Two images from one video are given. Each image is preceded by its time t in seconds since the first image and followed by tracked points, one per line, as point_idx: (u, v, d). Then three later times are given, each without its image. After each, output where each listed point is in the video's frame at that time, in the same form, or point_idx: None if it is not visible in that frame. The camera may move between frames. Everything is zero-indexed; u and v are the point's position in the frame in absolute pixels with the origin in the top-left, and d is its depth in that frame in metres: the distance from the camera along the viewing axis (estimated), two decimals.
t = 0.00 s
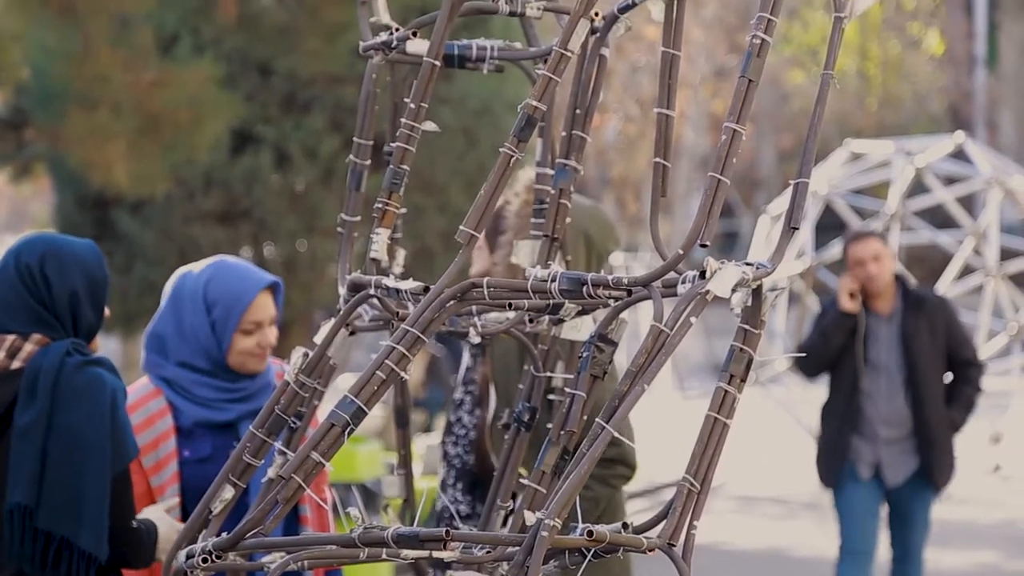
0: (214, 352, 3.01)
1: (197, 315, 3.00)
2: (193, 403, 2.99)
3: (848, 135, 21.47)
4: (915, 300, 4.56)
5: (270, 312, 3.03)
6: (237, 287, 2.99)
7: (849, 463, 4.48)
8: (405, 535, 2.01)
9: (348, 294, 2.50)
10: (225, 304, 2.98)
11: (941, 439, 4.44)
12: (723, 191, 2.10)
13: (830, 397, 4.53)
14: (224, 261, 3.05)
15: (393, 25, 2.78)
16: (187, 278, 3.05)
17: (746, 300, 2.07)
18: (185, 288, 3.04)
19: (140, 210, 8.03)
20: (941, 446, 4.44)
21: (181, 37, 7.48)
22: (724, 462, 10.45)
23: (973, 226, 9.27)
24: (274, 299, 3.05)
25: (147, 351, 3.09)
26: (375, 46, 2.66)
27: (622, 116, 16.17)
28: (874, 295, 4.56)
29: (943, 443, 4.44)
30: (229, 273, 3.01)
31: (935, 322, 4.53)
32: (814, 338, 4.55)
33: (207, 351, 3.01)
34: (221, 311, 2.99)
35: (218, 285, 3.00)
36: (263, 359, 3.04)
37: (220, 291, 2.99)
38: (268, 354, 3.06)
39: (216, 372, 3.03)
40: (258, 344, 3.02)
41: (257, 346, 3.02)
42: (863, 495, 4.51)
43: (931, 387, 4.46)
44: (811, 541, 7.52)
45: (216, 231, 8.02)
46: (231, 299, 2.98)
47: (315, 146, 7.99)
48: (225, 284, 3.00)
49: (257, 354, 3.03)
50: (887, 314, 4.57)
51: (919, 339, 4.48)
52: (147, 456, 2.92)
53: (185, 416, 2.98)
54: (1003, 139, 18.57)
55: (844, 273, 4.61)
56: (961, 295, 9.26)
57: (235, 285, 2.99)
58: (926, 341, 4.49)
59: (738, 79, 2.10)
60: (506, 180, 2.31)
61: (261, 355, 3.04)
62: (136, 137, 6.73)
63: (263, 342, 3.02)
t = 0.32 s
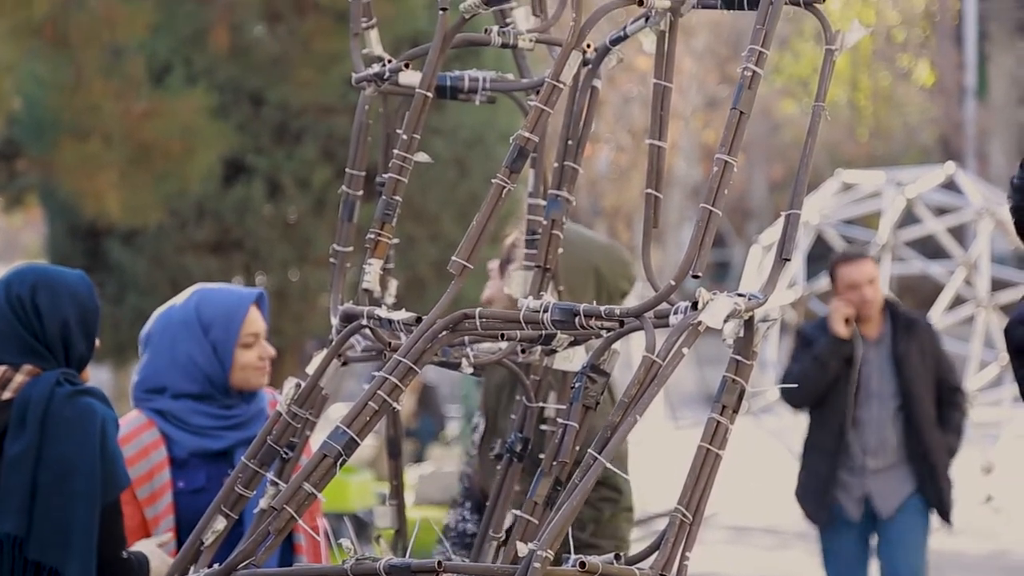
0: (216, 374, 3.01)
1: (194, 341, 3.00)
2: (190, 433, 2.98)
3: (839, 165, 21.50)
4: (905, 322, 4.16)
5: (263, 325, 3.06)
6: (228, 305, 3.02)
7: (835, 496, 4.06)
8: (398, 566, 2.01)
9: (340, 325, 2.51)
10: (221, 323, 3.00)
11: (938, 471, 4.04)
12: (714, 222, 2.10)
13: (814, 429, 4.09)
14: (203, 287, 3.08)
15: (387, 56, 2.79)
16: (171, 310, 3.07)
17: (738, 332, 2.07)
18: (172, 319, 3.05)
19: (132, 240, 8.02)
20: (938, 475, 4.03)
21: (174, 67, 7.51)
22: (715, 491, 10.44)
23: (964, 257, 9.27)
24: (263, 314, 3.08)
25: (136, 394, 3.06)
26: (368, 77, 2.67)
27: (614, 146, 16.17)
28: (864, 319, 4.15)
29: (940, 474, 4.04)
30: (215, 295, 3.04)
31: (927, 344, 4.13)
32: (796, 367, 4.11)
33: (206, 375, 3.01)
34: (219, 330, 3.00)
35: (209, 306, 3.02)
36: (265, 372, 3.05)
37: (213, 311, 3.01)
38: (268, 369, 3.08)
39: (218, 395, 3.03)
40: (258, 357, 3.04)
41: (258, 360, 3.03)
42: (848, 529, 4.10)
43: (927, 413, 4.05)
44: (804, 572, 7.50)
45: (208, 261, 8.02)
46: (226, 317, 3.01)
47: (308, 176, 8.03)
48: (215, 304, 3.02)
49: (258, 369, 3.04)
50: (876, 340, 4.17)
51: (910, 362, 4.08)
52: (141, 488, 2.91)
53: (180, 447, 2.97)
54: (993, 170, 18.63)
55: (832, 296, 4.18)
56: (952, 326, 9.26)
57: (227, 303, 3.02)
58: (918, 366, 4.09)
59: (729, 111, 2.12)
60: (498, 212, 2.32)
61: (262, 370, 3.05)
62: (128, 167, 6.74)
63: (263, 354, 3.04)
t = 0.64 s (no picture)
0: (222, 395, 3.01)
1: (202, 363, 3.00)
2: (190, 458, 2.97)
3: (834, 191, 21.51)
4: (931, 354, 3.71)
5: (266, 346, 3.08)
6: (235, 325, 3.04)
7: (847, 539, 3.59)
8: None
9: (336, 350, 2.51)
10: (230, 343, 3.01)
11: (961, 517, 3.58)
12: (710, 248, 2.11)
13: (825, 465, 3.65)
14: (206, 310, 3.09)
15: (383, 82, 2.81)
16: (174, 331, 3.05)
17: (733, 357, 2.07)
18: (176, 341, 3.03)
19: (127, 265, 8.02)
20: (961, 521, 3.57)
21: (169, 93, 7.53)
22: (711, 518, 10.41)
23: (959, 282, 9.25)
24: (265, 336, 3.10)
25: (135, 418, 3.04)
26: (364, 103, 2.68)
27: (609, 171, 16.14)
28: (886, 345, 3.70)
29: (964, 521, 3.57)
30: (222, 315, 3.05)
31: (951, 381, 3.69)
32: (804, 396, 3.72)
33: (212, 397, 3.01)
34: (229, 351, 3.01)
35: (218, 326, 3.03)
36: (268, 395, 3.07)
37: (222, 331, 3.02)
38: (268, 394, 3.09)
39: (221, 419, 3.03)
40: (264, 378, 3.05)
41: (263, 381, 3.05)
42: None
43: (949, 454, 3.60)
44: None
45: (204, 287, 8.02)
46: (235, 337, 3.02)
47: (303, 202, 8.08)
48: (223, 324, 3.03)
49: (263, 391, 3.06)
50: (898, 369, 3.71)
51: (934, 397, 3.64)
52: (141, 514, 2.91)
53: (180, 472, 2.96)
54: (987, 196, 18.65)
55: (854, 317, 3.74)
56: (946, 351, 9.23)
57: (235, 323, 3.03)
58: (942, 403, 3.64)
59: (725, 138, 2.12)
60: (494, 236, 2.32)
61: (264, 393, 3.06)
62: (123, 193, 6.75)
63: (268, 376, 3.06)
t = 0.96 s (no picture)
0: (225, 411, 3.01)
1: (207, 378, 3.00)
2: (188, 474, 2.97)
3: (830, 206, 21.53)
4: (940, 369, 3.38)
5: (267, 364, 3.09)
6: (241, 341, 3.04)
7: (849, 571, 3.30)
8: None
9: (330, 365, 2.50)
10: (237, 359, 3.02)
11: (979, 545, 3.22)
12: (704, 264, 2.11)
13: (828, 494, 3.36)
14: (210, 324, 3.09)
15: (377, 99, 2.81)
16: (179, 345, 3.04)
17: (729, 372, 2.08)
18: (180, 354, 3.02)
19: (123, 281, 8.01)
20: (978, 551, 3.22)
21: (165, 110, 7.54)
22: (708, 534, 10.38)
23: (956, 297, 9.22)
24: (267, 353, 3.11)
25: (132, 433, 3.02)
26: (358, 119, 2.68)
27: (605, 186, 16.14)
28: (886, 361, 3.41)
29: (983, 549, 3.22)
30: (228, 330, 3.05)
31: (963, 396, 3.33)
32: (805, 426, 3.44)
33: (215, 412, 3.00)
34: (235, 366, 3.02)
35: (224, 341, 3.02)
36: (267, 413, 3.07)
37: (228, 346, 3.02)
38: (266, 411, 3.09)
39: (221, 434, 3.03)
40: (265, 396, 3.06)
41: (265, 399, 3.06)
42: None
43: (962, 478, 3.26)
44: None
45: (200, 302, 8.01)
46: (241, 353, 3.03)
47: (299, 218, 8.11)
48: (228, 340, 3.03)
49: (263, 408, 3.06)
50: (903, 389, 3.39)
51: (943, 416, 3.30)
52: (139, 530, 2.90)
53: (178, 488, 2.95)
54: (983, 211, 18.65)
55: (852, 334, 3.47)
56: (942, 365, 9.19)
57: (241, 339, 3.04)
58: (952, 422, 3.30)
59: (719, 153, 2.13)
60: (488, 252, 2.32)
61: (264, 410, 3.07)
62: (119, 210, 6.74)
63: (269, 394, 3.07)
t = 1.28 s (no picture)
0: (226, 426, 3.01)
1: (209, 393, 2.99)
2: (185, 490, 2.97)
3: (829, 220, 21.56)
4: (962, 369, 3.04)
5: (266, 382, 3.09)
6: (244, 357, 3.05)
7: None
8: None
9: (329, 380, 2.49)
10: (240, 375, 3.02)
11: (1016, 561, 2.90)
12: (702, 280, 2.11)
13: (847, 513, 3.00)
14: (213, 340, 3.09)
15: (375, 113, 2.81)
16: (180, 359, 3.04)
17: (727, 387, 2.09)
18: (182, 369, 3.03)
19: (121, 296, 7.99)
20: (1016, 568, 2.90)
21: (164, 124, 7.54)
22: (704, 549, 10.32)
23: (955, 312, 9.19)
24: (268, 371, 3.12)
25: (129, 448, 3.02)
26: (357, 134, 2.68)
27: (604, 201, 16.15)
28: (905, 363, 3.06)
29: (1018, 567, 2.90)
30: (232, 347, 3.06)
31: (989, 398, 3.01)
32: (815, 439, 3.10)
33: (215, 427, 3.00)
34: (238, 382, 3.02)
35: (227, 358, 3.03)
36: (266, 429, 3.08)
37: (231, 362, 3.03)
38: (265, 428, 3.10)
39: (220, 450, 3.02)
40: (264, 413, 3.06)
41: (264, 416, 3.06)
42: None
43: (994, 486, 2.92)
44: None
45: (198, 317, 8.01)
46: (243, 369, 3.03)
47: (298, 232, 8.12)
48: (232, 356, 3.04)
49: (261, 425, 3.07)
50: (922, 393, 3.05)
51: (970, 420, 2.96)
52: (137, 546, 2.90)
53: (176, 504, 2.95)
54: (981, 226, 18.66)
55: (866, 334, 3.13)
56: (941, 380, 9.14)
57: (245, 355, 3.04)
58: (979, 427, 2.96)
59: (717, 168, 2.13)
60: (486, 268, 2.32)
61: (263, 427, 3.07)
62: (119, 225, 6.73)
63: (268, 411, 3.07)
